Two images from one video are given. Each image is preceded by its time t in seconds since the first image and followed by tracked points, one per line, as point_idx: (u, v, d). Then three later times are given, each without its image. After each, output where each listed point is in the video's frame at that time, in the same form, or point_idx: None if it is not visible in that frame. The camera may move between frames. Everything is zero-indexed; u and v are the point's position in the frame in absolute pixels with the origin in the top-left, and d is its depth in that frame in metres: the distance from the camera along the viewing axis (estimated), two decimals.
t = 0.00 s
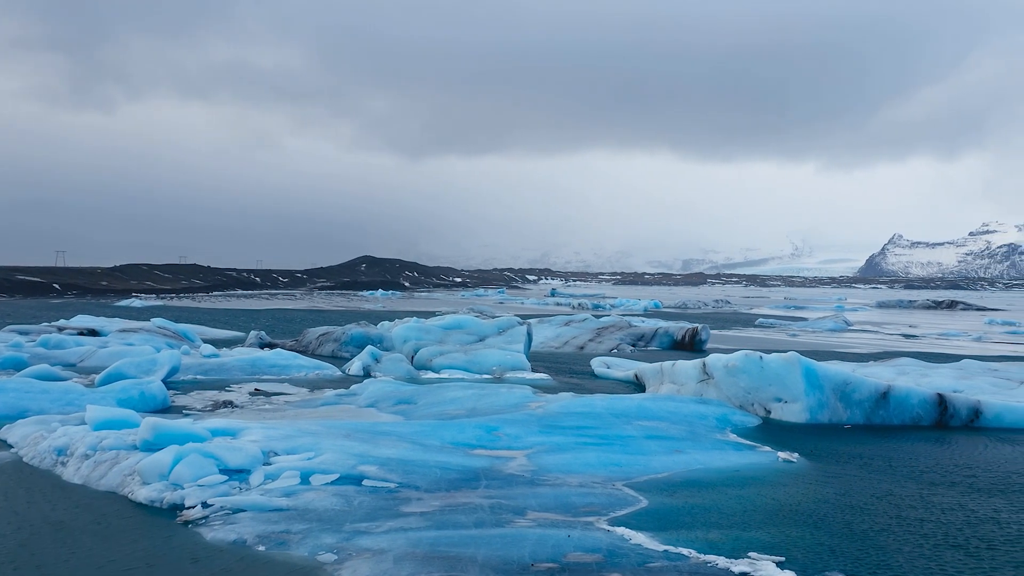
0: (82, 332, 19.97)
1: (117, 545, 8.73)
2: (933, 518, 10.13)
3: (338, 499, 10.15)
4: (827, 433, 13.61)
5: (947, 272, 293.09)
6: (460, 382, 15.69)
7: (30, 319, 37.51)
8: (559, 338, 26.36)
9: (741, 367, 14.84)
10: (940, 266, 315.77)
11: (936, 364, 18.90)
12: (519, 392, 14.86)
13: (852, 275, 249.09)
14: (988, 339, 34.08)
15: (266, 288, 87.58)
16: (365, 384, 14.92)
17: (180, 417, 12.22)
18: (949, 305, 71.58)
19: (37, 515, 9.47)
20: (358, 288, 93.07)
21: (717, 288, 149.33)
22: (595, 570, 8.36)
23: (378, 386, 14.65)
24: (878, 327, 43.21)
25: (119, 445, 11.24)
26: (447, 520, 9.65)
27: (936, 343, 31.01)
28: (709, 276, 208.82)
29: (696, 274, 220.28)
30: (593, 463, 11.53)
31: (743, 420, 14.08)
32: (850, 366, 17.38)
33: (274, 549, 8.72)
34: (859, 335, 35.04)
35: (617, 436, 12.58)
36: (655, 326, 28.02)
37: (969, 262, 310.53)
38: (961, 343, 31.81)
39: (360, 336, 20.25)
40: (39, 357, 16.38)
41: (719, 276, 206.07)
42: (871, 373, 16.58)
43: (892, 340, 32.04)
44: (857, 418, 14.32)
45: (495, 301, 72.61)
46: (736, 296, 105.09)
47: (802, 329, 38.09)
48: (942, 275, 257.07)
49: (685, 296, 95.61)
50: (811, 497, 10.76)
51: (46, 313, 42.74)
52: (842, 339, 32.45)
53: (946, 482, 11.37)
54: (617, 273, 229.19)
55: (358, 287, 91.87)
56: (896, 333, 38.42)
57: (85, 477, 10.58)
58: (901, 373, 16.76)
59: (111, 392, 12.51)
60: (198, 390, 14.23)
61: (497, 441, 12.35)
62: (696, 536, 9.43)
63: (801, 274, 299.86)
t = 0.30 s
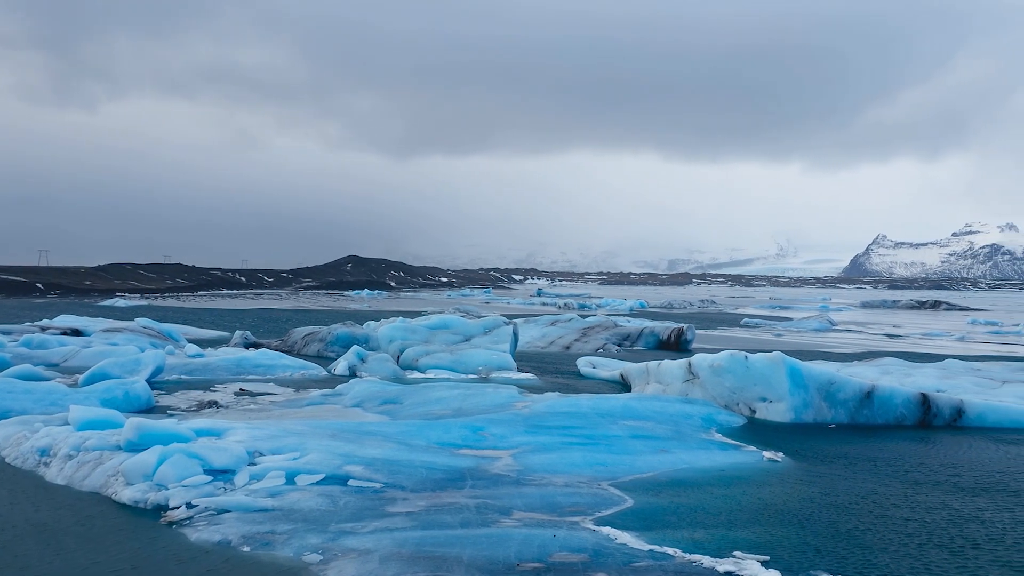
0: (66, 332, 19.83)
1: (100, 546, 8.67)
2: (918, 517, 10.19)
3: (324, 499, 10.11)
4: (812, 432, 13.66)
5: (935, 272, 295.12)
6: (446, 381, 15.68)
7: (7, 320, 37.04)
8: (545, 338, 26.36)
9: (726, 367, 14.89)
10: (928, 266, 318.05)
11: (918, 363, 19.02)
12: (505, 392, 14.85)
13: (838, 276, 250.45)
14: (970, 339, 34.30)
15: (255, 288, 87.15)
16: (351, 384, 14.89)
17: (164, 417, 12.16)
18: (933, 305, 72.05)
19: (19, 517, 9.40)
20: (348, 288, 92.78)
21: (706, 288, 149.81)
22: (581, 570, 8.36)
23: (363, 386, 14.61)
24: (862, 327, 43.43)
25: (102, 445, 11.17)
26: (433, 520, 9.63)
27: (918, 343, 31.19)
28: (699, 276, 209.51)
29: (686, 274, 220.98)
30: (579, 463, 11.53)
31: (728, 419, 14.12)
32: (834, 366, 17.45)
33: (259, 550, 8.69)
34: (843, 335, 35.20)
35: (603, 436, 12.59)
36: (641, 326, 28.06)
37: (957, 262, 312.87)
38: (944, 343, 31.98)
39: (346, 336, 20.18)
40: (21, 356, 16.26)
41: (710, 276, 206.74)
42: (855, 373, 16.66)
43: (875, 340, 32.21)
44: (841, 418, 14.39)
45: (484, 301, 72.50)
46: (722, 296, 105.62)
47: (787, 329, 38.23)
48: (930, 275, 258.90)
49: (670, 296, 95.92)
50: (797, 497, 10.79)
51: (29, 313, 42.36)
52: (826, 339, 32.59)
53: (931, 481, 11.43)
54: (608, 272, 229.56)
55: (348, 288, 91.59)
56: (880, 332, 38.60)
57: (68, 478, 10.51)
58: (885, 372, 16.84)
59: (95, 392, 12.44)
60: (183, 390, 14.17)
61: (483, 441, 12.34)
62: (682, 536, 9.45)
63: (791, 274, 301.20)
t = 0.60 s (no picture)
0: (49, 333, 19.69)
1: (84, 548, 8.61)
2: (902, 516, 10.25)
3: (310, 499, 10.09)
4: (797, 432, 13.72)
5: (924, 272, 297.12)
6: (432, 382, 15.66)
7: None
8: (531, 338, 26.38)
9: (712, 367, 14.93)
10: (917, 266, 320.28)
11: (902, 363, 19.14)
12: (491, 392, 14.84)
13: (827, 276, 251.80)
14: (953, 339, 34.53)
15: (244, 288, 86.82)
16: (337, 384, 14.85)
17: (149, 418, 12.10)
18: (916, 305, 72.64)
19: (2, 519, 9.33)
20: (338, 288, 92.56)
21: (691, 288, 151.72)
22: (567, 570, 8.37)
23: (349, 386, 14.58)
24: (846, 327, 43.71)
25: (86, 446, 11.11)
26: (419, 520, 9.62)
27: (901, 343, 31.41)
28: (690, 276, 210.18)
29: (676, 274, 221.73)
30: (565, 463, 11.54)
31: (714, 419, 14.16)
32: (819, 366, 17.52)
33: (245, 551, 8.66)
34: (827, 335, 35.40)
35: (589, 436, 12.61)
36: (627, 326, 28.11)
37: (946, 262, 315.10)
38: (927, 343, 32.15)
39: (332, 336, 20.08)
40: (4, 357, 16.15)
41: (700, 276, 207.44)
42: (840, 372, 16.74)
43: (859, 340, 32.42)
44: (826, 417, 14.45)
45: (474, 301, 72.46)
46: (708, 296, 106.16)
47: (772, 329, 38.40)
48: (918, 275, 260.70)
49: (656, 296, 96.37)
50: (782, 496, 10.83)
51: (9, 313, 42.05)
52: (811, 339, 32.75)
53: (915, 481, 11.50)
54: (599, 272, 229.93)
55: (338, 288, 91.37)
56: (863, 333, 38.80)
57: (52, 479, 10.44)
58: (869, 372, 16.93)
59: (79, 392, 12.36)
60: (168, 391, 14.11)
61: (469, 441, 12.33)
62: (668, 535, 9.47)
63: (781, 274, 302.62)
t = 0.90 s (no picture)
0: (35, 333, 19.58)
1: (69, 551, 8.55)
2: (890, 516, 10.29)
3: (298, 500, 10.06)
4: (784, 431, 13.78)
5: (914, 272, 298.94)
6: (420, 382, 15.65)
7: None
8: (520, 338, 26.40)
9: (699, 367, 14.97)
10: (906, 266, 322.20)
11: (890, 363, 19.24)
12: (480, 392, 14.83)
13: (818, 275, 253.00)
14: (939, 339, 34.74)
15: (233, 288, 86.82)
16: (325, 385, 14.82)
17: (135, 419, 12.04)
18: (903, 305, 73.10)
19: None
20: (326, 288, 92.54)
21: (678, 288, 152.87)
22: (555, 570, 8.37)
23: (337, 387, 14.55)
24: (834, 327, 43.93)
25: (72, 448, 11.05)
26: (407, 520, 9.61)
27: (888, 343, 31.59)
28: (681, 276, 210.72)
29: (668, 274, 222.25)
30: (553, 463, 11.55)
31: (702, 419, 14.19)
32: (806, 366, 17.60)
33: (232, 552, 8.62)
34: (815, 335, 35.53)
35: (577, 436, 12.62)
36: (615, 326, 28.18)
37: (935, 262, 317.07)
38: (913, 343, 32.27)
39: (320, 336, 20.02)
40: None
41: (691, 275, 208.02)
42: (827, 372, 16.81)
43: (846, 340, 32.56)
44: (813, 417, 14.51)
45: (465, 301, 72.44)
46: (697, 296, 106.64)
47: (760, 329, 38.53)
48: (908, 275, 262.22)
49: (645, 296, 96.63)
50: (770, 496, 10.87)
51: None
52: (799, 339, 32.89)
53: (902, 480, 11.56)
54: (590, 272, 230.24)
55: (329, 288, 91.21)
56: (849, 332, 39.02)
57: (37, 481, 10.37)
58: (856, 372, 17.01)
59: (64, 394, 12.28)
60: (155, 392, 14.04)
61: (458, 441, 12.33)
62: (656, 535, 9.49)
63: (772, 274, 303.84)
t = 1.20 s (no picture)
0: (21, 334, 19.47)
1: (56, 553, 8.49)
2: (878, 515, 10.34)
3: (287, 501, 10.03)
4: (773, 431, 13.83)
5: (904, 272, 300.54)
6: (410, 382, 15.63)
7: None
8: (509, 339, 26.40)
9: (688, 367, 15.00)
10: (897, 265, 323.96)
11: (877, 363, 19.34)
12: (469, 392, 14.82)
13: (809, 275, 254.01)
14: (925, 339, 34.84)
15: (219, 288, 86.60)
16: (314, 385, 14.78)
17: (123, 421, 11.98)
18: (890, 305, 73.31)
19: None
20: (315, 288, 92.34)
21: (668, 288, 153.34)
22: (545, 570, 8.37)
23: (326, 387, 14.52)
24: (822, 327, 44.06)
25: (59, 449, 10.99)
26: (397, 521, 9.59)
27: (876, 343, 31.71)
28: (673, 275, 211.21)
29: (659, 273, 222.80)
30: (542, 463, 11.56)
31: (691, 419, 14.22)
32: (795, 365, 17.66)
33: (220, 554, 8.58)
34: (803, 335, 35.64)
35: (566, 436, 12.63)
36: (604, 326, 28.21)
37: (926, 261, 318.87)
38: (901, 343, 32.33)
39: (309, 336, 19.99)
40: None
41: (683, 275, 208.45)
42: (815, 372, 16.88)
43: (834, 340, 32.68)
44: (801, 416, 14.57)
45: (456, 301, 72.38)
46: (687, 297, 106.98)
47: (749, 329, 38.60)
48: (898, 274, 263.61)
49: (634, 296, 96.88)
50: (760, 496, 10.90)
51: None
52: (787, 339, 32.98)
53: (891, 479, 11.61)
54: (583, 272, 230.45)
55: (319, 288, 90.98)
56: (837, 332, 39.16)
57: (23, 483, 10.31)
58: (844, 371, 17.09)
59: (51, 395, 12.21)
60: (142, 392, 13.97)
61: (447, 441, 12.32)
62: (645, 535, 9.51)
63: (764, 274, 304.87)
